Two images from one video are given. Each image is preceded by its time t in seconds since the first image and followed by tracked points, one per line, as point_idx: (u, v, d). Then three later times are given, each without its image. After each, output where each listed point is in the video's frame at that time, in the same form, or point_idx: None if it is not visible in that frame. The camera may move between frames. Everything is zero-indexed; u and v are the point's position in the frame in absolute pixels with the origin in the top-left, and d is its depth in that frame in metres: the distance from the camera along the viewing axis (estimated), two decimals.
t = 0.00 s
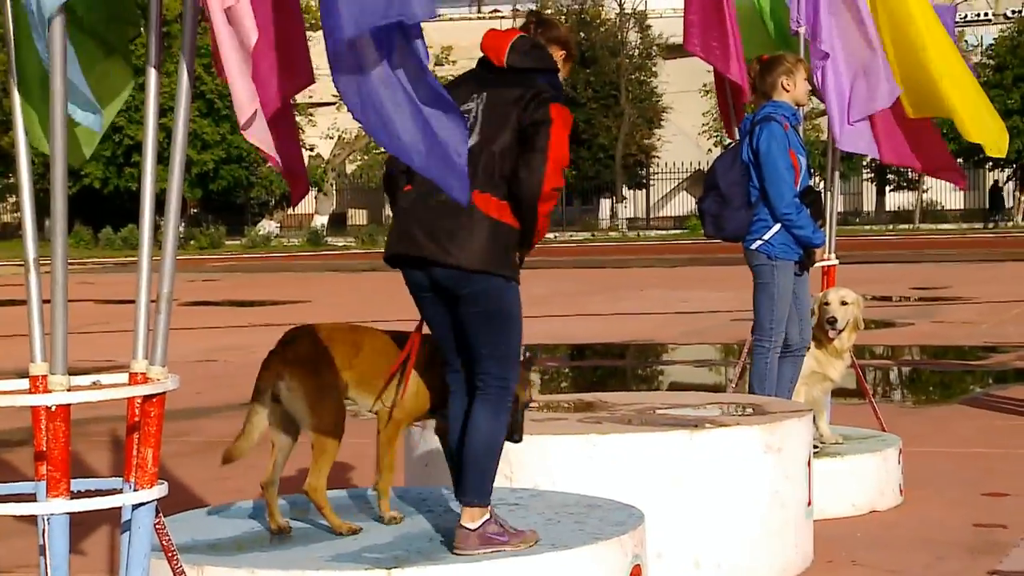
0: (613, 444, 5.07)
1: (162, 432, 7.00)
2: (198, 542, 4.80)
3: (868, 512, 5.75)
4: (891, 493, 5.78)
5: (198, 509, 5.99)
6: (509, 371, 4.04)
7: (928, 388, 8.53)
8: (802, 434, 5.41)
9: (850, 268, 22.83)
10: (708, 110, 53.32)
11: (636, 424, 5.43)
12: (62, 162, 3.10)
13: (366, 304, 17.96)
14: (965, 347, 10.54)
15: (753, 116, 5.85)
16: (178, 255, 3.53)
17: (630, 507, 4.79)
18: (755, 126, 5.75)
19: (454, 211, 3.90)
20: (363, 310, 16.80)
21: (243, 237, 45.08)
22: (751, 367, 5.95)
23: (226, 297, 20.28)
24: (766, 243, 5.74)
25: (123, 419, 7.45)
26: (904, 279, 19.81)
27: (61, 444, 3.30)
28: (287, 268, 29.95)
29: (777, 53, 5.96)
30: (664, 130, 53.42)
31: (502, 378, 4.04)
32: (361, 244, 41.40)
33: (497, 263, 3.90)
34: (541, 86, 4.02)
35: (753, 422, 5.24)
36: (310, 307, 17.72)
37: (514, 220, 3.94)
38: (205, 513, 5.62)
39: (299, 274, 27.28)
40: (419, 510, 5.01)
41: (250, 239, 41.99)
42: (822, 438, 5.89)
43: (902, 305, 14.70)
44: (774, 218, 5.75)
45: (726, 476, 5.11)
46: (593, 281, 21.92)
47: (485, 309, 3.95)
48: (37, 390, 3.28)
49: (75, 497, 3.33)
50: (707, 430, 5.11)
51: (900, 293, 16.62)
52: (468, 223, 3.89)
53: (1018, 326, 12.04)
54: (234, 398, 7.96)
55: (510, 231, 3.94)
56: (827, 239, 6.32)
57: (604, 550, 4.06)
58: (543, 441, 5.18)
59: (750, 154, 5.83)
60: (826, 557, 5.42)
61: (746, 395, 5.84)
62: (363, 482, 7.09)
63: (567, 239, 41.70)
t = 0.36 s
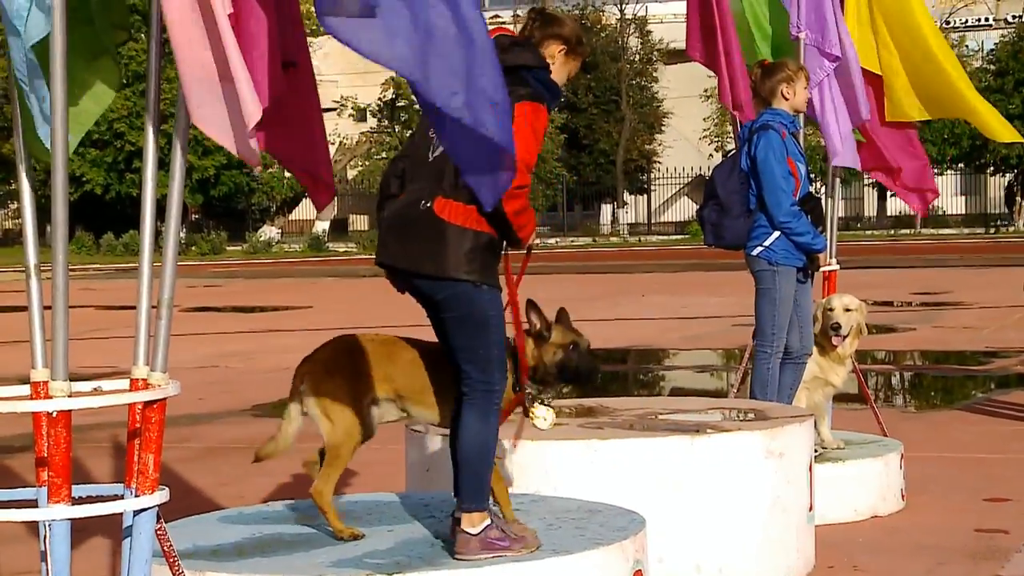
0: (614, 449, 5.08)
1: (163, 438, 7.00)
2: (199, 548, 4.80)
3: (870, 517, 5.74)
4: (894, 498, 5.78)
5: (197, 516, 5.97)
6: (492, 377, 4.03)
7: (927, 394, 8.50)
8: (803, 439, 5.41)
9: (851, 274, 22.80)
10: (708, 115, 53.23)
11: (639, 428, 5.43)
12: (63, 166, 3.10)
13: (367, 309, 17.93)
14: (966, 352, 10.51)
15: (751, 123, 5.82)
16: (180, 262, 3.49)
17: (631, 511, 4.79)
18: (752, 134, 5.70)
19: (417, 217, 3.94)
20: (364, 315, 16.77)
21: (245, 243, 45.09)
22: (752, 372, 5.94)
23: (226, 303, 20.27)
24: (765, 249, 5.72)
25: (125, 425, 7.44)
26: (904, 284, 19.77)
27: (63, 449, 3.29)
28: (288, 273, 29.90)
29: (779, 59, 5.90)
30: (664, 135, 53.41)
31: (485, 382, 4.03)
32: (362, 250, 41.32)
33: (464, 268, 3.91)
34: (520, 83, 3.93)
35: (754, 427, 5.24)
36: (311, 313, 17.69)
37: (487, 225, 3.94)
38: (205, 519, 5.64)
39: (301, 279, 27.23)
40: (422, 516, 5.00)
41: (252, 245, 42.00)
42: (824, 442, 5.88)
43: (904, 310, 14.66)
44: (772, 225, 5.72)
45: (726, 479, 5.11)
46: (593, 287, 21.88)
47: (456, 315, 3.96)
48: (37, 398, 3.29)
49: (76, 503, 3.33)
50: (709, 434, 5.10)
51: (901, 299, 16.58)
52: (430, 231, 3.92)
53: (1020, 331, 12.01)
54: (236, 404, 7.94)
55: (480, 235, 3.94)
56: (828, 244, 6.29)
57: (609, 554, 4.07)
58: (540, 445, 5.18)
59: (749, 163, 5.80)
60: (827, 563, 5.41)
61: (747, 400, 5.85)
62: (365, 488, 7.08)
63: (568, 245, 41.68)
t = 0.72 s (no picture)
0: (608, 453, 5.09)
1: (160, 441, 7.00)
2: (193, 551, 4.81)
3: (865, 519, 5.74)
4: (888, 500, 5.78)
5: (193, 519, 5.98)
6: (456, 383, 3.98)
7: (920, 396, 8.51)
8: (796, 441, 5.42)
9: (847, 276, 22.77)
10: (701, 118, 53.23)
11: (634, 430, 5.44)
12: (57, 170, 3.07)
13: (364, 312, 17.91)
14: (962, 354, 10.51)
15: (746, 125, 5.82)
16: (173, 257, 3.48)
17: (626, 514, 4.79)
18: (748, 136, 5.70)
19: (398, 217, 3.95)
20: (360, 318, 16.77)
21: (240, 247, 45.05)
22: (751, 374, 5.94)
23: (222, 306, 20.26)
24: (761, 250, 5.72)
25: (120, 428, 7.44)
26: (899, 286, 19.73)
27: (56, 452, 3.26)
28: (282, 276, 29.84)
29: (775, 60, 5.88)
30: (658, 139, 53.41)
31: (448, 391, 3.99)
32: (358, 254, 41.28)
33: (442, 268, 3.91)
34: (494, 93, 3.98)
35: (748, 429, 5.25)
36: (307, 315, 17.66)
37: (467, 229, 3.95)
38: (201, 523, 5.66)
39: (298, 283, 27.22)
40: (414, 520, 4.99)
41: (246, 248, 42.02)
42: (818, 445, 5.88)
43: (900, 312, 14.65)
44: (767, 228, 5.72)
45: (720, 482, 5.11)
46: (587, 288, 21.85)
47: (429, 315, 3.94)
48: (31, 401, 3.28)
49: (69, 506, 3.30)
50: (704, 436, 5.11)
51: (896, 301, 16.55)
52: (410, 228, 3.93)
53: (1016, 333, 12.01)
54: (232, 407, 7.93)
55: (460, 237, 3.95)
56: (824, 247, 6.28)
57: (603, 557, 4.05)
58: (536, 447, 5.19)
59: (744, 166, 5.79)
60: (821, 564, 5.42)
61: (743, 403, 5.85)
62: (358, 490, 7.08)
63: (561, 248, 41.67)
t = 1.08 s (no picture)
0: (604, 448, 5.38)
1: (178, 437, 7.30)
2: (211, 540, 5.11)
3: (849, 508, 6.03)
4: (871, 490, 6.08)
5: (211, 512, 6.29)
6: (437, 381, 4.15)
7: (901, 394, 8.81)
8: (783, 434, 5.71)
9: (832, 277, 23.21)
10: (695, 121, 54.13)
11: (629, 425, 5.73)
12: (77, 178, 3.25)
13: (367, 313, 18.24)
14: (940, 351, 10.83)
15: (732, 136, 6.07)
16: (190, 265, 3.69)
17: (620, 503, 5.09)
18: (734, 146, 5.95)
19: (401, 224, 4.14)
20: (363, 319, 17.10)
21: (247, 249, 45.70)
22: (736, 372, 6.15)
23: (232, 308, 20.60)
24: (746, 254, 5.95)
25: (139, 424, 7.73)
26: (882, 286, 20.21)
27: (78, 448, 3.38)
28: (285, 279, 30.33)
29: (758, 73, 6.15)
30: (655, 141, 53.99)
31: (429, 388, 4.16)
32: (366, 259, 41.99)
33: (442, 274, 4.07)
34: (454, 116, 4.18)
35: (737, 423, 5.54)
36: (313, 316, 17.98)
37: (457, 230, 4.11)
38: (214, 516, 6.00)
39: (300, 285, 27.66)
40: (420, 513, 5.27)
41: (260, 252, 42.60)
42: (804, 437, 6.16)
43: (881, 311, 15.05)
44: (752, 234, 5.96)
45: (709, 473, 5.40)
46: (581, 289, 22.30)
47: (420, 313, 4.12)
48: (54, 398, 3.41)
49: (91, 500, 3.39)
50: (695, 431, 5.40)
51: (878, 300, 17.02)
52: (409, 232, 4.12)
53: (994, 330, 12.36)
54: (243, 404, 8.24)
55: (457, 243, 4.11)
56: (807, 249, 6.54)
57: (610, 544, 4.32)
58: (534, 441, 5.47)
59: (730, 173, 6.06)
60: (807, 551, 5.72)
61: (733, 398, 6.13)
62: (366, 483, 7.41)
63: (559, 250, 42.28)
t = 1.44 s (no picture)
0: (597, 444, 5.69)
1: (191, 432, 7.61)
2: (222, 531, 5.42)
3: (828, 499, 6.35)
4: (850, 481, 6.40)
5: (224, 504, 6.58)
6: (432, 381, 4.40)
7: (879, 391, 9.15)
8: (767, 429, 6.02)
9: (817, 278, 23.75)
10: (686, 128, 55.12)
11: (620, 420, 6.04)
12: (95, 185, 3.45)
13: (369, 314, 18.59)
14: (917, 347, 11.20)
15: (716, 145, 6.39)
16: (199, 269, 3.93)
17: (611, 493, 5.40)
18: (718, 156, 6.27)
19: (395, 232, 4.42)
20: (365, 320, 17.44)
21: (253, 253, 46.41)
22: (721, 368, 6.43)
23: (239, 310, 20.98)
24: (729, 258, 6.25)
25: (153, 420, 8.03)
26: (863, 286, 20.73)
27: (96, 444, 3.62)
28: (287, 282, 30.80)
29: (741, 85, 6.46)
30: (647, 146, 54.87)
31: (426, 387, 4.41)
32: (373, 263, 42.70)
33: (435, 280, 4.32)
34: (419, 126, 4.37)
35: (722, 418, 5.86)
36: (317, 317, 18.31)
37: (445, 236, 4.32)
38: (221, 508, 6.31)
39: (301, 288, 28.12)
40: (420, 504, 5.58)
41: (269, 257, 43.16)
42: (787, 431, 6.47)
43: (861, 309, 15.50)
44: (733, 239, 6.26)
45: (696, 463, 5.71)
46: (574, 292, 22.74)
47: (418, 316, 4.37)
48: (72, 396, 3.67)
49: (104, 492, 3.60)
50: (683, 426, 5.72)
51: (857, 300, 17.49)
52: (405, 239, 4.39)
53: (968, 327, 12.76)
54: (252, 401, 8.55)
55: (448, 251, 4.34)
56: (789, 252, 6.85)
57: (607, 528, 4.61)
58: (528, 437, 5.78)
59: (713, 181, 6.37)
60: (789, 539, 6.04)
61: (718, 395, 6.43)
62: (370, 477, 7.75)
63: (557, 254, 43.12)
